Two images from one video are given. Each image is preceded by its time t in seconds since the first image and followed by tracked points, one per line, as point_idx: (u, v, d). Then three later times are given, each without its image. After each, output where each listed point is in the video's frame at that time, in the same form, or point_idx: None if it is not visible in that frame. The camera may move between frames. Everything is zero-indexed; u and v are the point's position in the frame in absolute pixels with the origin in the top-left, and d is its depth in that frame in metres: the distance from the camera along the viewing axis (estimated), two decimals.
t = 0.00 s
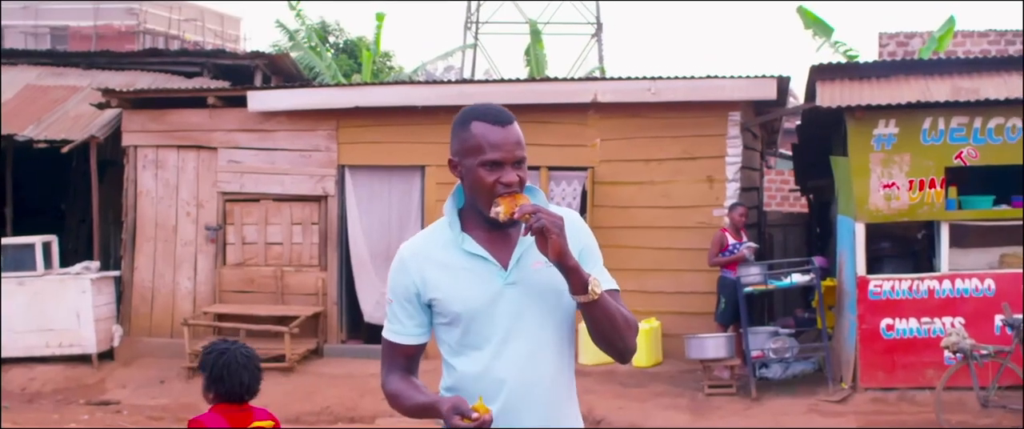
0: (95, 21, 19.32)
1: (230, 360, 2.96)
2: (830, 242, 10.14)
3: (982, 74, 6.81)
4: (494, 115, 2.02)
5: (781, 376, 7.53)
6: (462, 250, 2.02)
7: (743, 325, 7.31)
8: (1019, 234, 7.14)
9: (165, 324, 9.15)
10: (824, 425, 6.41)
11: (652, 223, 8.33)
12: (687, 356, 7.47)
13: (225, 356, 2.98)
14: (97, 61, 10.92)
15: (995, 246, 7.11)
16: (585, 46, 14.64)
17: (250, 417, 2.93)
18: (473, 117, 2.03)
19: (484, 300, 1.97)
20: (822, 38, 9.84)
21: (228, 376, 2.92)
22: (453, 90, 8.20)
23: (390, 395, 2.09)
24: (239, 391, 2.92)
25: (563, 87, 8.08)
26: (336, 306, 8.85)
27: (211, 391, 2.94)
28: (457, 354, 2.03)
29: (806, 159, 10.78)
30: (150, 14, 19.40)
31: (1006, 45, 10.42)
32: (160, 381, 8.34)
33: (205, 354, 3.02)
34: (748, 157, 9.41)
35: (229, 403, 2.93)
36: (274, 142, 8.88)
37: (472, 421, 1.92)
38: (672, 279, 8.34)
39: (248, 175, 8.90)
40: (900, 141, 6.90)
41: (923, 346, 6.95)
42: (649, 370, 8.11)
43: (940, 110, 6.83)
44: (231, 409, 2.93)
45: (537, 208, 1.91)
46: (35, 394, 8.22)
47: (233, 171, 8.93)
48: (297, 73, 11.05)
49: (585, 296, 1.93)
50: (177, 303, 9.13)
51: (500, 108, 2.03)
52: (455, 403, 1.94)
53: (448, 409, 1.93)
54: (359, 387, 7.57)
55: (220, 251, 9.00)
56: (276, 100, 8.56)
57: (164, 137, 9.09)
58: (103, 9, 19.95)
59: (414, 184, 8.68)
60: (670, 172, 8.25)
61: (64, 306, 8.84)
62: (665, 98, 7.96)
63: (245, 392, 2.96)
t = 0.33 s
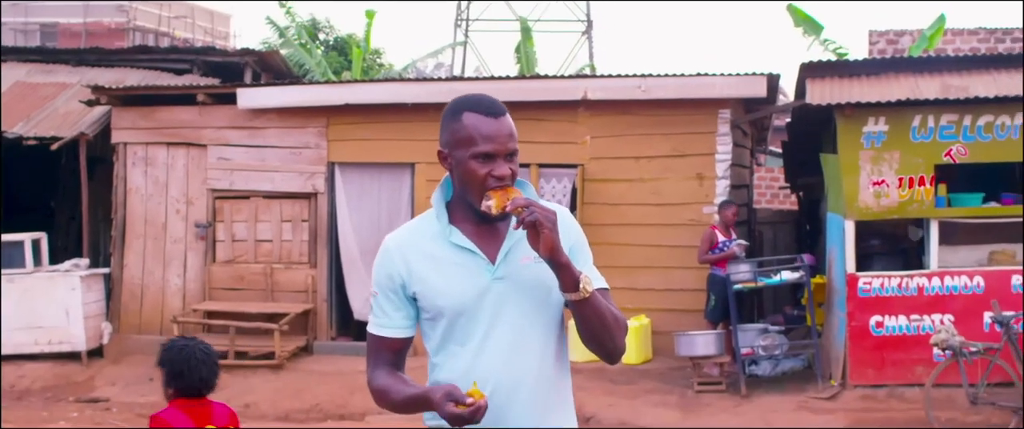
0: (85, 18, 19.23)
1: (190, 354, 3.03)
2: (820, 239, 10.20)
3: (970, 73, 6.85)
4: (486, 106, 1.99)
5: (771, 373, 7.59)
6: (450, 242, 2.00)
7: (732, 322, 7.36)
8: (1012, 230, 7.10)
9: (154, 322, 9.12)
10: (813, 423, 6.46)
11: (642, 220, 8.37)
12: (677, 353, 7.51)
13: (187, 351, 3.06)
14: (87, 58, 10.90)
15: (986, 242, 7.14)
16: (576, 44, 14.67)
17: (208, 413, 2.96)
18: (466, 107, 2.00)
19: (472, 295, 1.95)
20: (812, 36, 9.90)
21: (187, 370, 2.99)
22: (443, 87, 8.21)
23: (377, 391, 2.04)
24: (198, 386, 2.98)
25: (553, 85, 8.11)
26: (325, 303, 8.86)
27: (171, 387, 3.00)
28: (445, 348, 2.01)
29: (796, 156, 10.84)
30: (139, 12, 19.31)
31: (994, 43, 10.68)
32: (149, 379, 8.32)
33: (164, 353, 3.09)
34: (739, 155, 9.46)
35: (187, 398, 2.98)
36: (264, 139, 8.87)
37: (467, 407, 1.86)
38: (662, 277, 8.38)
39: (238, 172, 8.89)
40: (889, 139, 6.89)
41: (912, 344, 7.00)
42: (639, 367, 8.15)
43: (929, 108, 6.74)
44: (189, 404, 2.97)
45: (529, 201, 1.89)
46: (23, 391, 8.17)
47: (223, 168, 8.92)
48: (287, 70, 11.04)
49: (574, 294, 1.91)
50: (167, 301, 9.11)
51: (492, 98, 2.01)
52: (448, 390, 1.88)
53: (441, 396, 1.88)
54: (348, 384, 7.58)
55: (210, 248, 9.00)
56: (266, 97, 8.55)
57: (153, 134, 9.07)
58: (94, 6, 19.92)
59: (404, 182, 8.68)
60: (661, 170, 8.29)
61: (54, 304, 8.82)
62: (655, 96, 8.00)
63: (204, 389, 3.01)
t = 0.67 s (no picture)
0: (57, 20, 19.00)
1: (132, 341, 3.33)
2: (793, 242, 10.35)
3: (943, 75, 6.89)
4: (471, 108, 2.00)
5: (744, 375, 7.74)
6: (428, 246, 2.01)
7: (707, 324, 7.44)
8: (984, 231, 7.28)
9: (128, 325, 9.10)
10: (786, 424, 6.56)
11: (616, 223, 8.45)
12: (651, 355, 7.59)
13: (127, 339, 3.35)
14: (60, 60, 10.75)
15: (958, 244, 7.26)
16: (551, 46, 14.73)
17: (154, 398, 3.25)
18: (450, 109, 2.00)
19: (449, 300, 1.98)
20: (786, 39, 10.04)
21: (129, 358, 3.26)
22: (418, 90, 8.24)
23: (349, 395, 2.01)
24: (140, 374, 3.25)
25: (527, 87, 8.15)
26: (299, 307, 8.86)
27: (115, 375, 3.26)
28: (418, 352, 2.02)
29: (770, 159, 10.95)
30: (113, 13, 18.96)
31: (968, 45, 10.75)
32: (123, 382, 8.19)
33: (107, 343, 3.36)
34: (712, 157, 9.57)
35: (133, 385, 3.25)
36: (237, 142, 8.85)
37: (449, 414, 1.88)
38: (636, 279, 8.45)
39: (212, 175, 8.86)
40: (862, 141, 7.05)
41: (885, 345, 7.12)
42: (613, 369, 8.23)
43: (902, 110, 6.98)
44: (134, 391, 3.24)
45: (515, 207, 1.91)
46: None
47: (196, 171, 8.89)
48: (262, 73, 11.00)
49: (554, 306, 1.95)
50: (140, 304, 9.06)
51: (476, 100, 2.01)
52: (428, 397, 1.89)
53: (422, 402, 1.89)
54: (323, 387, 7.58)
55: (183, 251, 8.96)
56: (240, 99, 8.53)
57: (126, 136, 9.01)
58: (66, 8, 19.68)
59: (378, 184, 8.70)
60: (635, 172, 8.37)
61: (26, 308, 8.69)
62: (629, 98, 8.07)
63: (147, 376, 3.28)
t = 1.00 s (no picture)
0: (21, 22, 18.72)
1: (73, 342, 3.41)
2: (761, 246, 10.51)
3: (909, 80, 6.95)
4: (460, 118, 1.94)
5: (712, 379, 7.83)
6: (406, 256, 1.96)
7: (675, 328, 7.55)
8: (950, 236, 7.44)
9: (95, 329, 9.05)
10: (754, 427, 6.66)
11: (584, 227, 8.54)
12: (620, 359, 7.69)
13: (69, 340, 3.43)
14: (27, 63, 10.55)
15: (925, 249, 7.41)
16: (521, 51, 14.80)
17: (93, 401, 3.33)
18: (438, 118, 1.94)
19: (422, 314, 1.92)
20: (754, 43, 10.20)
21: (73, 358, 3.34)
22: (386, 93, 8.24)
23: (314, 402, 1.93)
24: (83, 375, 3.34)
25: (496, 91, 8.20)
26: (268, 311, 8.84)
27: (59, 376, 3.34)
28: (387, 364, 1.96)
29: (737, 163, 11.10)
30: (82, 15, 18.62)
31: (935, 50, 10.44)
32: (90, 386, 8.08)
33: (51, 344, 3.44)
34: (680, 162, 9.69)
35: (75, 388, 3.33)
36: (205, 145, 8.82)
37: None
38: (606, 283, 8.55)
39: (180, 179, 8.82)
40: (830, 145, 7.15)
41: (853, 349, 7.22)
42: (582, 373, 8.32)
43: (869, 115, 7.08)
44: (76, 392, 3.33)
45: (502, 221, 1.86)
46: None
47: (164, 175, 8.84)
48: (230, 76, 10.96)
49: (536, 327, 1.91)
50: (107, 308, 9.02)
51: (464, 110, 1.96)
52: (405, 414, 1.85)
53: (399, 418, 1.84)
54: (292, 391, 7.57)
55: (151, 255, 8.91)
56: (208, 102, 8.49)
57: (94, 140, 8.94)
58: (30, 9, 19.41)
59: (347, 187, 8.71)
60: (603, 176, 8.47)
61: None
62: (598, 102, 8.15)
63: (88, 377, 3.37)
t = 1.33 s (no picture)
0: None
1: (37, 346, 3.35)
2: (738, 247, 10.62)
3: (885, 82, 7.10)
4: (465, 120, 1.86)
5: (690, 379, 7.80)
6: (401, 255, 1.88)
7: (653, 329, 7.63)
8: (927, 238, 7.67)
9: (72, 331, 8.99)
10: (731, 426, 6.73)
11: (561, 227, 8.60)
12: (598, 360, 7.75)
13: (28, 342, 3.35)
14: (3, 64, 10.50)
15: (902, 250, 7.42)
16: (498, 51, 14.85)
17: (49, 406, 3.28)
18: (443, 118, 1.86)
19: (412, 318, 1.83)
20: (730, 45, 10.31)
21: (43, 366, 3.29)
22: (362, 94, 8.25)
23: (295, 401, 1.85)
24: (48, 383, 3.30)
25: (474, 92, 8.22)
26: (245, 312, 8.82)
27: (26, 381, 3.25)
28: (371, 367, 1.87)
29: (714, 164, 11.19)
30: (59, 16, 18.41)
31: (911, 51, 10.56)
32: (67, 388, 8.02)
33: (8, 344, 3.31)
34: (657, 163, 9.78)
35: (36, 393, 3.26)
36: (182, 147, 8.78)
37: None
38: (584, 284, 8.61)
39: (156, 180, 8.78)
40: (807, 146, 7.22)
41: (830, 350, 7.33)
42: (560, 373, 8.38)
43: (845, 116, 7.16)
44: (33, 397, 3.26)
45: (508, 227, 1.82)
46: None
47: (140, 176, 8.80)
48: (208, 77, 10.92)
49: (534, 339, 1.85)
50: (84, 309, 8.98)
51: (470, 111, 1.88)
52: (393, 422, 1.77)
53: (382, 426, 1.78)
54: (270, 393, 7.55)
55: (128, 256, 8.86)
56: (184, 103, 8.45)
57: (70, 141, 8.90)
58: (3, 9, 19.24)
59: (324, 189, 8.70)
60: (581, 177, 8.52)
61: None
62: (575, 103, 8.20)
63: (47, 386, 3.31)
